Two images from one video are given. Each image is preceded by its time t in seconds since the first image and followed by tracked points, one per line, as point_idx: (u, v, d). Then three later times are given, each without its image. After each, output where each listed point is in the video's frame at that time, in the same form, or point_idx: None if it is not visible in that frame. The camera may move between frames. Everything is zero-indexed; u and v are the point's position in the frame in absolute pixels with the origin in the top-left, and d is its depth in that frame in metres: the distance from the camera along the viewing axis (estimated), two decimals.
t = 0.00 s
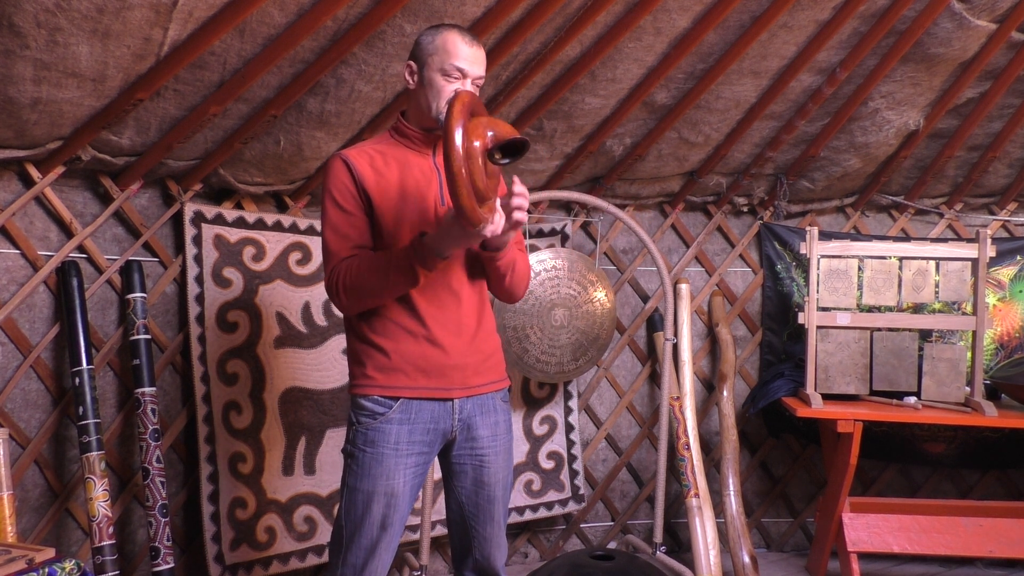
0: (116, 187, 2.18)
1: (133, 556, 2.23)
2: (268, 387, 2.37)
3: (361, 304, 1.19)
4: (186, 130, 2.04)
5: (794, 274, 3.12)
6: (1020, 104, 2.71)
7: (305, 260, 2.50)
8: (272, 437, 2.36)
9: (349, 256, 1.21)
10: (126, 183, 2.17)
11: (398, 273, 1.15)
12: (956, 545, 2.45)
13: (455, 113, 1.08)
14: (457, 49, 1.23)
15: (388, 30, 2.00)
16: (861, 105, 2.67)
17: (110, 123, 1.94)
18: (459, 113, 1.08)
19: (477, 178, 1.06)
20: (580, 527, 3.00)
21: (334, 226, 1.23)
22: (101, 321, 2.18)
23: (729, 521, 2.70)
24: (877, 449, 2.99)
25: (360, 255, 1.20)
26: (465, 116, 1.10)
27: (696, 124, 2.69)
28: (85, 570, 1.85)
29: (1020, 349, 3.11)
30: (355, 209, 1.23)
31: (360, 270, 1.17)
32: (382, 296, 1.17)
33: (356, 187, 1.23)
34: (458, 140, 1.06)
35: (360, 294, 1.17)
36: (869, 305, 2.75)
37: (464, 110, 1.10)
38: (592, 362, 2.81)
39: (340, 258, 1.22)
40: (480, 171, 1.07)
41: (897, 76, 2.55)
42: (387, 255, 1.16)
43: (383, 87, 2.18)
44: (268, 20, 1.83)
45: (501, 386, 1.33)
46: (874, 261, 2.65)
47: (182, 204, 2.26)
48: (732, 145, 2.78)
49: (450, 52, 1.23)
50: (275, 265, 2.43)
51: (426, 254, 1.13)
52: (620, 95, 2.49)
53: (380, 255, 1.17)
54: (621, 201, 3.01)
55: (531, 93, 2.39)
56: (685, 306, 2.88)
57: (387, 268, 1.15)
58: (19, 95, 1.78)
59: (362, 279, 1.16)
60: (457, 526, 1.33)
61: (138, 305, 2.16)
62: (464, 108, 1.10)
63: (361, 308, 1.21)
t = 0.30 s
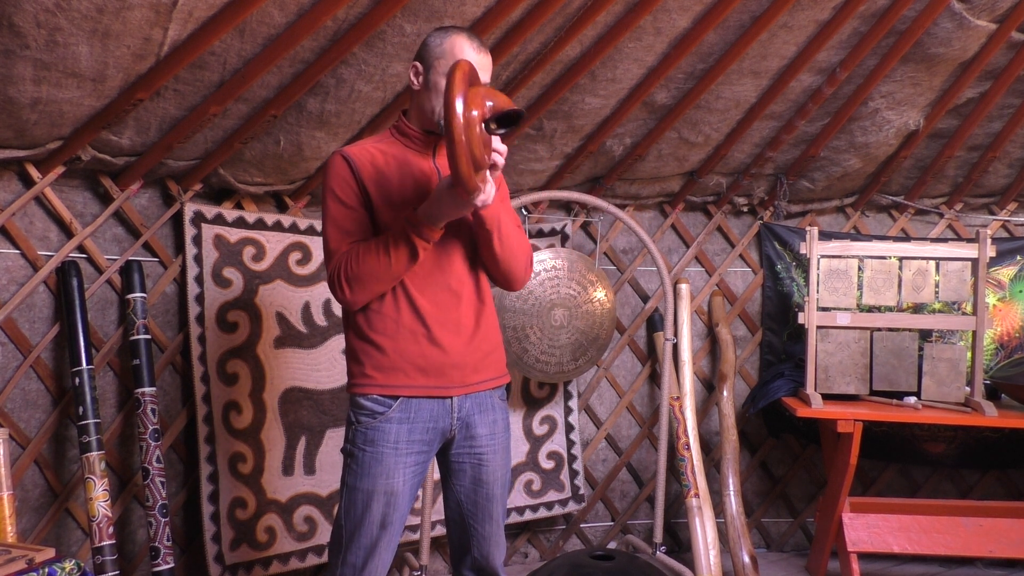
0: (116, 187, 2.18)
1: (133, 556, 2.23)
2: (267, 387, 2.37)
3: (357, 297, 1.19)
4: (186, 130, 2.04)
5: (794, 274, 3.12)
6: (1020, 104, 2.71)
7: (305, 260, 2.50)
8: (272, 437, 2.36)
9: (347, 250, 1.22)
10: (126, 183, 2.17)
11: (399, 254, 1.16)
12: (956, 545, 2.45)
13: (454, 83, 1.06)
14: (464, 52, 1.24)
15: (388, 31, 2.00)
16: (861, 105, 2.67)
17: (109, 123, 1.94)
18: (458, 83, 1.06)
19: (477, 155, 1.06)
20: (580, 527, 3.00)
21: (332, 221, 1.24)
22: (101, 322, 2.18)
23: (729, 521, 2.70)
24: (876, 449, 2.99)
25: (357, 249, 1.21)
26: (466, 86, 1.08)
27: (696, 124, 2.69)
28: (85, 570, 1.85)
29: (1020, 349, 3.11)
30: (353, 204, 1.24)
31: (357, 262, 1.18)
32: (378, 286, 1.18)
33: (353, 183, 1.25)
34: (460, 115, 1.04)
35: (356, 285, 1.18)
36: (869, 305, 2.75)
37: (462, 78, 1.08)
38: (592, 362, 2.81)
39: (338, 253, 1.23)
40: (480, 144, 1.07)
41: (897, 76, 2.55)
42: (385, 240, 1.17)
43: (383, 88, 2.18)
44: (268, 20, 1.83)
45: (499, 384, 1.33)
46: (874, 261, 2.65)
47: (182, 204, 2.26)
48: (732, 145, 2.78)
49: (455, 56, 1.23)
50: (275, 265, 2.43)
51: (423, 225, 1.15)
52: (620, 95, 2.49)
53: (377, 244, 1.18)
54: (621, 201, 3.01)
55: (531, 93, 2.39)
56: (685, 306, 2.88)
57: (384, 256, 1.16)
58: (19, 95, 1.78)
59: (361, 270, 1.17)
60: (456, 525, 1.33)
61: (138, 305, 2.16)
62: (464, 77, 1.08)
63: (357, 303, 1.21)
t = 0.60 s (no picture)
0: (116, 187, 2.18)
1: (133, 556, 2.23)
2: (267, 387, 2.37)
3: (347, 298, 1.21)
4: (186, 130, 2.04)
5: (794, 274, 3.12)
6: (1020, 104, 2.71)
7: (305, 260, 2.50)
8: (272, 437, 2.36)
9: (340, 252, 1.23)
10: (126, 183, 2.17)
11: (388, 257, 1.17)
12: (956, 545, 2.45)
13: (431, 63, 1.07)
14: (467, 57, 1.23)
15: (388, 31, 2.00)
16: (861, 105, 2.67)
17: (109, 123, 1.94)
18: (436, 63, 1.07)
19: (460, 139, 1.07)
20: (580, 527, 3.00)
21: (329, 223, 1.25)
22: (101, 322, 2.18)
23: (729, 521, 2.70)
24: (876, 449, 2.99)
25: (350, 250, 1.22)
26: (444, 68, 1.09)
27: (696, 124, 2.69)
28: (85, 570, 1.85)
29: (1020, 349, 3.10)
30: (351, 206, 1.26)
31: (349, 263, 1.19)
32: (369, 288, 1.18)
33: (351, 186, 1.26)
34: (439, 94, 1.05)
35: (346, 288, 1.19)
36: (869, 305, 2.75)
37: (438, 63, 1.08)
38: (592, 362, 2.81)
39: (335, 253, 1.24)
40: (463, 128, 1.08)
41: (897, 76, 2.55)
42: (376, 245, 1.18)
43: (383, 87, 2.18)
44: (268, 20, 1.83)
45: (499, 381, 1.33)
46: (874, 261, 2.65)
47: (182, 204, 2.27)
48: (732, 145, 2.78)
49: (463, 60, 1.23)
50: (275, 265, 2.43)
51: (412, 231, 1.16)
52: (620, 95, 2.49)
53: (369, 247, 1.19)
54: (621, 201, 3.01)
55: (531, 93, 2.39)
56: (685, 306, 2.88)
57: (377, 255, 1.17)
58: (18, 95, 1.78)
59: (352, 271, 1.18)
60: (454, 524, 1.33)
61: (138, 305, 2.16)
62: (442, 59, 1.09)
63: (347, 305, 1.22)
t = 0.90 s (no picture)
0: (116, 187, 2.18)
1: (133, 556, 2.23)
2: (267, 387, 2.37)
3: (331, 303, 1.24)
4: (186, 130, 2.04)
5: (794, 274, 3.12)
6: (1020, 104, 2.71)
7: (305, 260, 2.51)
8: (272, 437, 2.36)
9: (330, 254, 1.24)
10: (126, 183, 2.17)
11: (368, 280, 1.19)
12: (956, 545, 2.45)
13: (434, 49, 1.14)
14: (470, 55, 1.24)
15: (388, 31, 2.00)
16: (861, 105, 2.67)
17: (109, 123, 1.94)
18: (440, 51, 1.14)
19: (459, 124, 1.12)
20: (580, 527, 3.00)
21: (322, 223, 1.26)
22: (101, 322, 2.18)
23: (729, 521, 2.70)
24: (876, 449, 2.99)
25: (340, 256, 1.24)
26: (445, 56, 1.16)
27: (696, 124, 2.69)
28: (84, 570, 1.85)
29: (1020, 349, 3.11)
30: (347, 205, 1.27)
31: (336, 271, 1.21)
32: (351, 301, 1.21)
33: (350, 184, 1.27)
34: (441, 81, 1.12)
35: (331, 296, 1.22)
36: (869, 305, 2.75)
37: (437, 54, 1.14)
38: (592, 362, 2.81)
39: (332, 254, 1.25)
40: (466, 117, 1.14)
41: (897, 76, 2.55)
42: (363, 263, 1.21)
43: (383, 87, 2.18)
44: (268, 20, 1.83)
45: (498, 381, 1.33)
46: (874, 261, 2.65)
47: (182, 204, 2.26)
48: (732, 145, 2.78)
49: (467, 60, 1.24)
50: (275, 265, 2.43)
51: (394, 268, 1.18)
52: (620, 95, 2.49)
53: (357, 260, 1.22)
54: (621, 201, 3.01)
55: (531, 93, 2.39)
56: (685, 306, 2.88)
57: (363, 270, 1.20)
58: (19, 95, 1.78)
59: (335, 281, 1.20)
60: (455, 524, 1.33)
61: (138, 305, 2.16)
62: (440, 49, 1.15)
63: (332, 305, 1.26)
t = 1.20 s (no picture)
0: (116, 187, 2.18)
1: (133, 556, 2.23)
2: (267, 387, 2.37)
3: (332, 304, 1.24)
4: (186, 130, 2.04)
5: (794, 274, 3.12)
6: (1020, 104, 2.71)
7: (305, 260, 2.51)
8: (272, 437, 2.36)
9: (331, 255, 1.24)
10: (127, 183, 2.17)
11: (371, 281, 1.19)
12: (956, 545, 2.45)
13: (435, 29, 1.19)
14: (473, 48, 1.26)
15: (388, 30, 2.00)
16: (861, 105, 2.67)
17: (109, 123, 1.94)
18: (441, 33, 1.19)
19: (460, 101, 1.16)
20: (580, 527, 3.00)
21: (322, 223, 1.26)
22: (101, 322, 2.18)
23: (729, 521, 2.70)
24: (876, 449, 2.99)
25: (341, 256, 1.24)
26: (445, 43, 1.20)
27: (696, 124, 2.69)
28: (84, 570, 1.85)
29: (1020, 349, 3.11)
30: (348, 206, 1.27)
31: (337, 272, 1.21)
32: (353, 302, 1.21)
33: (350, 184, 1.27)
34: (441, 59, 1.16)
35: (333, 296, 1.22)
36: (869, 305, 2.75)
37: (438, 42, 1.18)
38: (592, 362, 2.81)
39: (332, 252, 1.25)
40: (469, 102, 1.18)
41: (897, 76, 2.55)
42: (364, 264, 1.21)
43: (383, 88, 2.18)
44: (268, 20, 1.83)
45: (497, 380, 1.33)
46: (874, 261, 2.65)
47: (182, 204, 2.26)
48: (732, 145, 2.78)
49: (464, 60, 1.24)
50: (275, 265, 2.43)
51: (398, 271, 1.18)
52: (620, 95, 2.49)
53: (358, 262, 1.22)
54: (621, 201, 3.01)
55: (531, 93, 2.39)
56: (685, 306, 2.88)
57: (364, 271, 1.20)
58: (18, 95, 1.78)
59: (337, 282, 1.20)
60: (454, 524, 1.33)
61: (138, 305, 2.16)
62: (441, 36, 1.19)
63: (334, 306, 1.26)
